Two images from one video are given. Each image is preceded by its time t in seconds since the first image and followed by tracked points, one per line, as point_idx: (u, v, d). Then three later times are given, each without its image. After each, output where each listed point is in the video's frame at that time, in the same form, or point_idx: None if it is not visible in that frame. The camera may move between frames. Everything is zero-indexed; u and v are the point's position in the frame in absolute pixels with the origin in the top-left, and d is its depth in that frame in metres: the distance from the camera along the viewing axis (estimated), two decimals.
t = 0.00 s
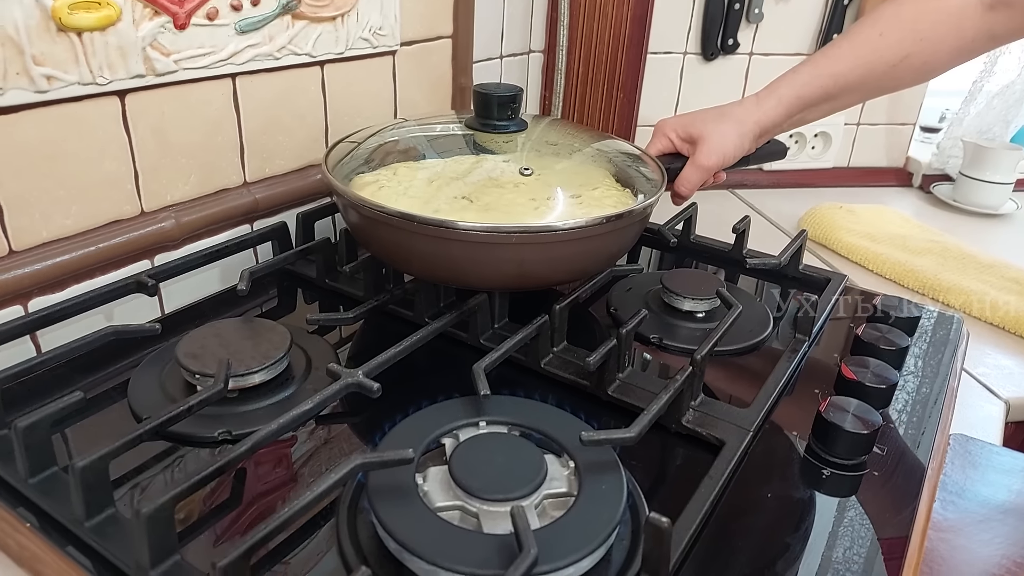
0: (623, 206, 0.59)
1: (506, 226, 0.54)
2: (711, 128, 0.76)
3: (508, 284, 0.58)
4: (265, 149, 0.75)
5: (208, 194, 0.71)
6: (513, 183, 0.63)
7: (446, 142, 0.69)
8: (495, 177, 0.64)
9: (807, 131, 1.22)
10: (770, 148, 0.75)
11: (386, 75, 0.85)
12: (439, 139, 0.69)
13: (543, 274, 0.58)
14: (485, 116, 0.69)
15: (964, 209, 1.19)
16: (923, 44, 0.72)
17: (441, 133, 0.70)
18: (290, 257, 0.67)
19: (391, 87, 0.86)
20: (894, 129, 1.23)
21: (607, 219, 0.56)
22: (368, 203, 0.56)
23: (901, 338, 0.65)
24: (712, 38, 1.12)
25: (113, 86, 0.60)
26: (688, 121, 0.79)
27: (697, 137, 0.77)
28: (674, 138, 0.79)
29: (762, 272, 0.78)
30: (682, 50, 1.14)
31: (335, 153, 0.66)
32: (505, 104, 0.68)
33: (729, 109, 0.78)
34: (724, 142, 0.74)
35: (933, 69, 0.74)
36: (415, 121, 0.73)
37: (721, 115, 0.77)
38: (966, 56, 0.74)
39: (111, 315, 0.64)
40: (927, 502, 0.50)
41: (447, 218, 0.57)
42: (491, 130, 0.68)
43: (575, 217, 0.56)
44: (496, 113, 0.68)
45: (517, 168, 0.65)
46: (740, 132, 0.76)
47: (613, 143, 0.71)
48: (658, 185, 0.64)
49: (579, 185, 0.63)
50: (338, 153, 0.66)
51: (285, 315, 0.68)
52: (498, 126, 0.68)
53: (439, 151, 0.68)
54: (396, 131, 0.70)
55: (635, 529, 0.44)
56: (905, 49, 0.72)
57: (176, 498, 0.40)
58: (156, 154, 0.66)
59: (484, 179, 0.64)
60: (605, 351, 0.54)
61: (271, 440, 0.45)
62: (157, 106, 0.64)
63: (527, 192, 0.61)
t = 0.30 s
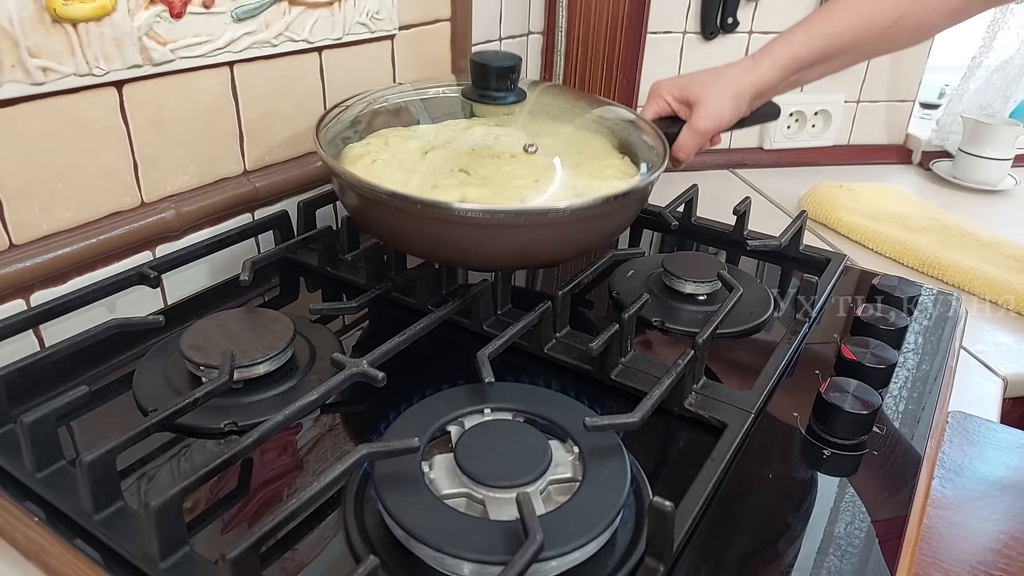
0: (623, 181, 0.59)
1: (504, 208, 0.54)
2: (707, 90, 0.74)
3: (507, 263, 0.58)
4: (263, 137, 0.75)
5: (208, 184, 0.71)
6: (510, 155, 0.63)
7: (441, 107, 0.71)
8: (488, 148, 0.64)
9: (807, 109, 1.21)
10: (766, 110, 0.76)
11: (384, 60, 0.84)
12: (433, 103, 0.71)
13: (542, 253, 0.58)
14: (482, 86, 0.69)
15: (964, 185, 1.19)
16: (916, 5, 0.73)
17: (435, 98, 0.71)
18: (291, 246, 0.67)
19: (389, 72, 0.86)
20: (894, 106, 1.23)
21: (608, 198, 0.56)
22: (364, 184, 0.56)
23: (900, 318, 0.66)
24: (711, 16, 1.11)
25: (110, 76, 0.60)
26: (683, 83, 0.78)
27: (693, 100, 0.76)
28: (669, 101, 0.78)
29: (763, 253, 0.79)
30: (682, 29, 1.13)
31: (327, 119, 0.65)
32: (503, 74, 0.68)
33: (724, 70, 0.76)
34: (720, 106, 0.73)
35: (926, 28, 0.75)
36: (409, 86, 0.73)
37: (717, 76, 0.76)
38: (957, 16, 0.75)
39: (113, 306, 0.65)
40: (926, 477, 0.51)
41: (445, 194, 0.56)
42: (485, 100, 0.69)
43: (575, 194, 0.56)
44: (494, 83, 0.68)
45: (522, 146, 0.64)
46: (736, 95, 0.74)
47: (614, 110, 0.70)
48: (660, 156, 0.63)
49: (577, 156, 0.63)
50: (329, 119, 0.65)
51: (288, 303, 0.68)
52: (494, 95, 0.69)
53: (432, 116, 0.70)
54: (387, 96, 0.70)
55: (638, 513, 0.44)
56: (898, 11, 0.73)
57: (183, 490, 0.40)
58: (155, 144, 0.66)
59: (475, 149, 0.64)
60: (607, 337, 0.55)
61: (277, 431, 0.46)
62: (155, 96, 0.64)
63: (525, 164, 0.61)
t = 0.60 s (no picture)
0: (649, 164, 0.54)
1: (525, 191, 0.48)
2: (720, 69, 0.75)
3: (525, 257, 0.52)
4: (261, 134, 0.75)
5: (206, 181, 0.71)
6: (517, 140, 0.57)
7: (443, 87, 0.64)
8: (488, 131, 0.58)
9: (805, 105, 1.21)
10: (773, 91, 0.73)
11: (382, 58, 0.84)
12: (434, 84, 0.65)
13: (565, 245, 0.52)
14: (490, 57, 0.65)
15: (961, 181, 1.19)
16: None
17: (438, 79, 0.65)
18: (290, 244, 0.67)
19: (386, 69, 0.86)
20: (891, 102, 1.23)
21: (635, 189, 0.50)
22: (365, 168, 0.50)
23: (895, 314, 0.67)
24: (709, 12, 1.11)
25: (107, 74, 0.60)
26: (694, 62, 0.78)
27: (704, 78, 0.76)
28: (679, 81, 0.78)
29: (760, 249, 0.79)
30: (680, 25, 1.13)
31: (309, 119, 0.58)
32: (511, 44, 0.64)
33: (738, 49, 0.78)
34: (734, 83, 0.73)
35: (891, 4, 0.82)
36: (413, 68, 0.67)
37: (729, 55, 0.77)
38: None
39: (111, 304, 0.65)
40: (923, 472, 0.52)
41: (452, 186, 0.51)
42: (491, 73, 0.65)
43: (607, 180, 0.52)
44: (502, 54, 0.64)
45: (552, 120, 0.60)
46: (750, 73, 0.76)
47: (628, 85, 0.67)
48: (685, 139, 0.60)
49: (600, 136, 0.59)
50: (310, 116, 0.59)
51: (287, 301, 0.69)
52: (501, 69, 0.65)
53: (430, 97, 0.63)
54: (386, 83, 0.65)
55: (636, 508, 0.44)
56: None
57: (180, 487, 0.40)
58: (152, 142, 0.66)
59: (478, 129, 0.58)
60: (605, 334, 0.55)
61: (276, 428, 0.46)
62: (152, 94, 0.64)
63: (539, 149, 0.56)
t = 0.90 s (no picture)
0: (706, 213, 0.50)
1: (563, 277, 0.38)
2: (747, 88, 0.74)
3: (560, 353, 0.42)
4: (255, 118, 0.74)
5: (199, 165, 0.71)
6: (538, 188, 0.53)
7: (441, 117, 0.60)
8: (498, 173, 0.55)
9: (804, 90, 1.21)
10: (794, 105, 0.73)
11: (377, 41, 0.84)
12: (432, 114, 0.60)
13: (608, 340, 0.42)
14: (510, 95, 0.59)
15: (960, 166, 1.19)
16: None
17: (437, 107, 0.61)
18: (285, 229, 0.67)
19: (382, 53, 0.85)
20: (890, 87, 1.22)
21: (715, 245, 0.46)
22: (358, 248, 0.39)
23: (893, 299, 0.67)
24: None
25: (98, 56, 0.59)
26: (712, 80, 0.75)
27: (727, 99, 0.74)
28: (696, 101, 0.76)
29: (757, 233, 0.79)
30: (678, 9, 1.12)
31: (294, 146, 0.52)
32: (537, 78, 0.57)
33: (760, 65, 0.77)
34: (764, 102, 0.73)
35: None
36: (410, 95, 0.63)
37: (752, 73, 0.76)
38: None
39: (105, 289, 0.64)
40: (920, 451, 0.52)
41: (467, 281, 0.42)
42: (513, 114, 0.59)
43: (665, 254, 0.44)
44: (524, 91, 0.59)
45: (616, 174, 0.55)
46: (778, 89, 0.75)
47: (630, 109, 0.64)
48: (720, 164, 0.56)
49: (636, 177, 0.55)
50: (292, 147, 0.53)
51: (282, 285, 0.68)
52: (523, 108, 0.59)
53: (429, 128, 0.59)
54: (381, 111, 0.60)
55: (632, 489, 0.44)
56: None
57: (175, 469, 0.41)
58: (145, 126, 0.65)
59: (491, 175, 0.54)
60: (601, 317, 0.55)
61: (270, 411, 0.46)
62: (144, 77, 0.63)
63: (577, 200, 0.51)
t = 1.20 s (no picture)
0: (717, 258, 0.42)
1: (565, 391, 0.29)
2: (746, 99, 0.68)
3: (555, 467, 0.33)
4: (239, 81, 0.72)
5: (183, 130, 0.69)
6: (522, 235, 0.43)
7: (433, 143, 0.52)
8: (477, 214, 0.45)
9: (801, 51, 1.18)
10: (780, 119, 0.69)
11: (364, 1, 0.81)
12: (423, 137, 0.53)
13: (614, 453, 0.33)
14: (495, 138, 0.47)
15: (957, 128, 1.17)
16: None
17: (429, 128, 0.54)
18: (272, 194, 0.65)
19: (369, 13, 0.83)
20: (887, 48, 1.20)
21: (744, 315, 0.37)
22: (297, 356, 0.30)
23: (889, 260, 0.66)
24: None
25: (74, 16, 0.57)
26: (709, 91, 0.68)
27: (725, 111, 0.67)
28: (689, 114, 0.68)
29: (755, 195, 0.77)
30: None
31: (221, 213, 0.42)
32: (523, 121, 0.46)
33: (760, 70, 0.72)
34: (766, 115, 0.68)
35: None
36: (397, 118, 0.55)
37: (750, 80, 0.70)
38: None
39: (91, 257, 0.63)
40: (914, 419, 0.52)
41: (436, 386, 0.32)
42: (496, 162, 0.47)
43: (683, 320, 0.36)
44: (513, 134, 0.47)
45: (631, 240, 0.43)
46: (778, 97, 0.70)
47: (614, 133, 0.55)
48: (717, 189, 0.49)
49: (634, 217, 0.46)
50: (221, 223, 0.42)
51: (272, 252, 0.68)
52: (509, 151, 0.47)
53: (419, 155, 0.51)
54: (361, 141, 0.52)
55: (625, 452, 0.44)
56: None
57: (162, 436, 0.41)
58: (125, 90, 0.63)
59: (469, 222, 0.44)
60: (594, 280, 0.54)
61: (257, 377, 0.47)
62: (123, 39, 0.61)
63: (568, 249, 0.42)
